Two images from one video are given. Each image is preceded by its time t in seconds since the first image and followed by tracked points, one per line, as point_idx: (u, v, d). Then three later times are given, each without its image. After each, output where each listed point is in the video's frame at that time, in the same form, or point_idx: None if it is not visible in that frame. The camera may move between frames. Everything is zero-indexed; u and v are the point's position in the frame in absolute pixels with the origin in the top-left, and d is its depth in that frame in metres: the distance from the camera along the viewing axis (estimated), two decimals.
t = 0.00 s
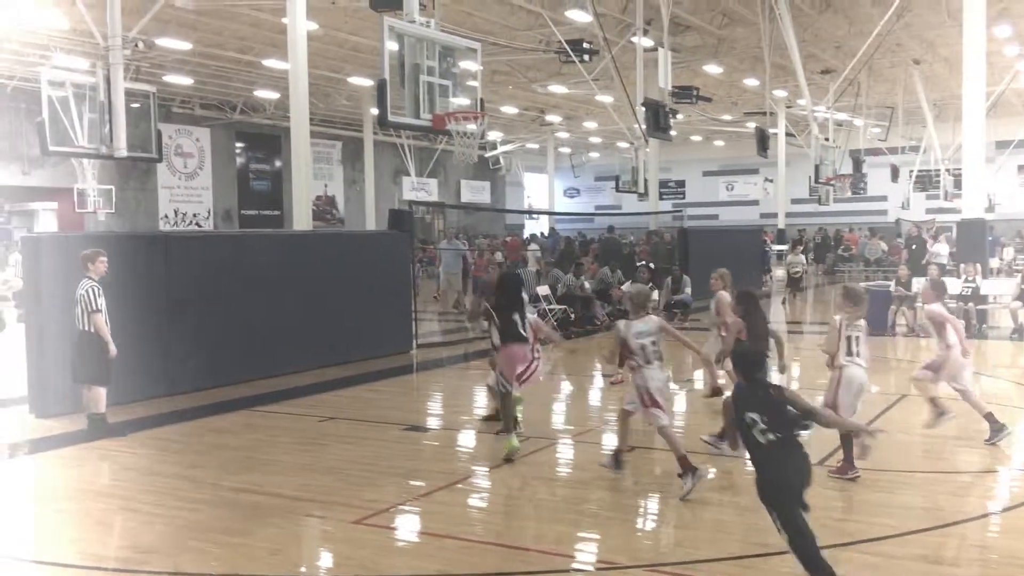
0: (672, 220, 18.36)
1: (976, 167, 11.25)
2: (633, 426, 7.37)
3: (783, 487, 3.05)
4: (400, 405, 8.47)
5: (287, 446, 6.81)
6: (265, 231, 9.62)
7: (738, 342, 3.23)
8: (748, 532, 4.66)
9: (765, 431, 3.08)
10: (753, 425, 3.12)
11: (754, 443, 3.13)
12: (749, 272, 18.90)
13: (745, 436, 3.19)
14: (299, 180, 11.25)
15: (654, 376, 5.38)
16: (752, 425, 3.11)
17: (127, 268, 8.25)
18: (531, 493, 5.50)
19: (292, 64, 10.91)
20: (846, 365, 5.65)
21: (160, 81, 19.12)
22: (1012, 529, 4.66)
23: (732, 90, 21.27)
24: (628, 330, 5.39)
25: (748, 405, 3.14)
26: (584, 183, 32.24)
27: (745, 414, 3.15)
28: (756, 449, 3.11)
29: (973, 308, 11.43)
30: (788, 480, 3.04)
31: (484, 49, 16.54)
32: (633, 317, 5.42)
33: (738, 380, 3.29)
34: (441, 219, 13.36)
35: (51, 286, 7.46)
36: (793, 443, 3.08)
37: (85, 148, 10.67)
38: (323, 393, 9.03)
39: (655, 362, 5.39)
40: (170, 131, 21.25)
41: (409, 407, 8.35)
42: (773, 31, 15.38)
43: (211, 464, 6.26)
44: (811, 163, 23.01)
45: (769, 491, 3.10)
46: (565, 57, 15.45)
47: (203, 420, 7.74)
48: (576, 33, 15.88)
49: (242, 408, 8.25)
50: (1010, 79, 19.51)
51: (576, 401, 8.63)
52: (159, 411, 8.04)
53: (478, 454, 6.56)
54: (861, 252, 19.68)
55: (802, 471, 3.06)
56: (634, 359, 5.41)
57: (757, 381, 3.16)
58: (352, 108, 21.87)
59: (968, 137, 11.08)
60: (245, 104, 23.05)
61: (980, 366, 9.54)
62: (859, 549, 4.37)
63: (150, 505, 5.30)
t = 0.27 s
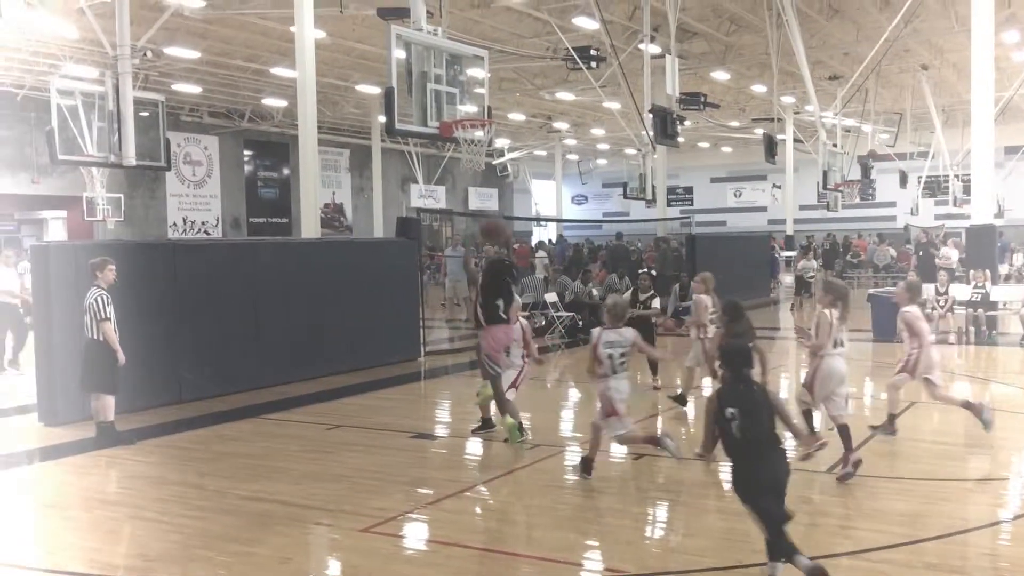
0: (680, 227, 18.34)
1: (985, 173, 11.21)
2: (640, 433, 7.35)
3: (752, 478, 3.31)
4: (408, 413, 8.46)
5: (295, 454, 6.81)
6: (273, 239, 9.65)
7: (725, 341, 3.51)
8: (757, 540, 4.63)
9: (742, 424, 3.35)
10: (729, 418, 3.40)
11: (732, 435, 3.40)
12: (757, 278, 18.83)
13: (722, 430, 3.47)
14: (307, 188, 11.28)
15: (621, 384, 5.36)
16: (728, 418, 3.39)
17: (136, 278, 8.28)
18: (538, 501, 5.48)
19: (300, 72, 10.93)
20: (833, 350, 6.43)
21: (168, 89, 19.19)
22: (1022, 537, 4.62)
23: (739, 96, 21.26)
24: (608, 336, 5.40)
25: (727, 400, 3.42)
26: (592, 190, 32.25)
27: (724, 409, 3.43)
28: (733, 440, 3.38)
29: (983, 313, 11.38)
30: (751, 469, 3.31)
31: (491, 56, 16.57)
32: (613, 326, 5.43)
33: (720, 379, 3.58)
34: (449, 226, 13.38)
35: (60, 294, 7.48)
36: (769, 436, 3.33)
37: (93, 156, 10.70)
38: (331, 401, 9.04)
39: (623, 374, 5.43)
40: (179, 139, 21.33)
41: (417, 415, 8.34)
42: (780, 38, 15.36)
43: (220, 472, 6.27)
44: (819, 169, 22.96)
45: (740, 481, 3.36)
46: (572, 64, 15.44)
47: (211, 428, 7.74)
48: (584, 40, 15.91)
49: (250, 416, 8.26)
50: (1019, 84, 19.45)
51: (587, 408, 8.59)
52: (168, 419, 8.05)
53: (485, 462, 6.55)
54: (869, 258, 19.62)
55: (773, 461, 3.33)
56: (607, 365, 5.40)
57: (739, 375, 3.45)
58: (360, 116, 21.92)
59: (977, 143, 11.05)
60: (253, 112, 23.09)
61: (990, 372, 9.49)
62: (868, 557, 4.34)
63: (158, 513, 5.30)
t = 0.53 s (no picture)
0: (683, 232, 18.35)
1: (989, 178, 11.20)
2: (644, 439, 7.35)
3: (750, 481, 3.30)
4: (412, 419, 8.47)
5: (300, 460, 6.81)
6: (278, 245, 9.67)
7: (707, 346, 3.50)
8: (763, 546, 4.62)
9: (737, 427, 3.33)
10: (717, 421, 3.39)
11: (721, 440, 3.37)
12: (762, 283, 18.84)
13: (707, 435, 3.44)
14: (311, 194, 11.30)
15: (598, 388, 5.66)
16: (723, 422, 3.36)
17: (141, 285, 8.30)
18: (543, 507, 5.48)
19: (305, 79, 10.95)
20: (815, 355, 6.24)
21: (174, 96, 19.24)
22: None
23: (743, 102, 21.27)
24: (589, 345, 5.75)
25: (713, 404, 3.40)
26: (596, 196, 32.27)
27: (711, 412, 3.40)
28: (721, 444, 3.36)
29: (988, 318, 11.36)
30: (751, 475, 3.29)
31: (494, 63, 16.60)
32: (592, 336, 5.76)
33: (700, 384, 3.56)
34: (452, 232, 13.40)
35: (65, 301, 7.50)
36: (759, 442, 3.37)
37: (99, 163, 10.73)
38: (335, 407, 9.05)
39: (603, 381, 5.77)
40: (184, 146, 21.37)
41: (421, 421, 8.35)
42: (783, 43, 15.38)
43: (225, 478, 6.27)
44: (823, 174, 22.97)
45: (730, 486, 3.33)
46: (576, 70, 15.47)
47: (216, 434, 7.75)
48: (587, 46, 15.94)
49: (255, 422, 8.27)
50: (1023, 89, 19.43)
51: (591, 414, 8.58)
52: (172, 426, 8.06)
53: (490, 468, 6.55)
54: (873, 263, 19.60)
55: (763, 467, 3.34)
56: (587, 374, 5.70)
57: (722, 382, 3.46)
58: (364, 122, 21.97)
59: (980, 147, 11.04)
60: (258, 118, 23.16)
61: (995, 377, 9.47)
62: (874, 563, 4.33)
63: (164, 520, 5.31)
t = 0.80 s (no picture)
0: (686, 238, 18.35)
1: (990, 185, 11.20)
2: (648, 445, 7.33)
3: (737, 470, 3.65)
4: (415, 425, 8.47)
5: (304, 467, 6.82)
6: (280, 252, 9.69)
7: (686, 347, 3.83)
8: (768, 554, 4.59)
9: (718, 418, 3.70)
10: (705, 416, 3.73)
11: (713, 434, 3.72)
12: (765, 289, 18.84)
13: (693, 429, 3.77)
14: (314, 200, 11.31)
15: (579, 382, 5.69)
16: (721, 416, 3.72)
17: (145, 292, 8.33)
18: (547, 514, 5.47)
19: (308, 85, 10.97)
20: (794, 368, 6.08)
21: (177, 103, 19.30)
22: None
23: (745, 107, 21.30)
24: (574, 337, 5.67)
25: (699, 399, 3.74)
26: (598, 202, 32.34)
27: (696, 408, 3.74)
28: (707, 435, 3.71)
29: (991, 324, 11.34)
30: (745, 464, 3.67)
31: (497, 70, 16.65)
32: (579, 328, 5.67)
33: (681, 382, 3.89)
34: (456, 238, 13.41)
35: (70, 306, 7.53)
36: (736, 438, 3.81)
37: (102, 170, 10.76)
38: (339, 413, 9.05)
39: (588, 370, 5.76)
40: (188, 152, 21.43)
41: (424, 427, 8.35)
42: (785, 49, 15.41)
43: (229, 485, 6.28)
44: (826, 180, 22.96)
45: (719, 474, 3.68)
46: (578, 77, 15.52)
47: (220, 441, 7.76)
48: (590, 53, 15.98)
49: (257, 429, 8.26)
50: None
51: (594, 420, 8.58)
52: (176, 432, 8.08)
53: (492, 475, 6.54)
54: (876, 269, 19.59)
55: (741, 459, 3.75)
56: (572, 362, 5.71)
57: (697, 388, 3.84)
58: (367, 128, 22.01)
59: (983, 153, 11.04)
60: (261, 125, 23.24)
61: (997, 383, 9.45)
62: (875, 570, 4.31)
63: (168, 526, 5.31)
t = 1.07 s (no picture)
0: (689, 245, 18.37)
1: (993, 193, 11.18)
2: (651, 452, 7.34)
3: (717, 465, 4.01)
4: (418, 432, 8.49)
5: (306, 473, 6.84)
6: (284, 260, 9.71)
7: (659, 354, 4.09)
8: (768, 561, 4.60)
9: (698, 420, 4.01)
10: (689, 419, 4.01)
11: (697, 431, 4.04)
12: (767, 296, 18.83)
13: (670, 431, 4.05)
14: (317, 207, 11.35)
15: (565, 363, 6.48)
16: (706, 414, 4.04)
17: (147, 300, 8.35)
18: (549, 521, 5.49)
19: (311, 93, 11.00)
20: (772, 381, 6.12)
21: (180, 110, 19.36)
22: None
23: (748, 114, 21.34)
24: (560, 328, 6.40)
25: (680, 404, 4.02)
26: (601, 208, 32.41)
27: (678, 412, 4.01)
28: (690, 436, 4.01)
29: (994, 331, 11.33)
30: (722, 460, 4.02)
31: (500, 77, 16.69)
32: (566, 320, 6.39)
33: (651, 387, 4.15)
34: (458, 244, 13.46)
35: (73, 312, 7.55)
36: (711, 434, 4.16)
37: (105, 177, 10.80)
38: (342, 420, 9.07)
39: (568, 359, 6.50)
40: (191, 159, 21.50)
41: (427, 434, 8.37)
42: (787, 56, 15.43)
43: (231, 492, 6.30)
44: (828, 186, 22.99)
45: (704, 470, 3.99)
46: (580, 83, 15.55)
47: (223, 447, 7.78)
48: (592, 60, 16.03)
49: (261, 436, 8.28)
50: None
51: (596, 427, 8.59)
52: (179, 439, 8.10)
53: (494, 481, 6.57)
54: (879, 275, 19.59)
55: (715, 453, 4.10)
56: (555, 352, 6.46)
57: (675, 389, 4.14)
58: (370, 135, 22.07)
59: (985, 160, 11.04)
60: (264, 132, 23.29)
61: (1000, 390, 9.45)
62: None
63: (171, 533, 5.34)
